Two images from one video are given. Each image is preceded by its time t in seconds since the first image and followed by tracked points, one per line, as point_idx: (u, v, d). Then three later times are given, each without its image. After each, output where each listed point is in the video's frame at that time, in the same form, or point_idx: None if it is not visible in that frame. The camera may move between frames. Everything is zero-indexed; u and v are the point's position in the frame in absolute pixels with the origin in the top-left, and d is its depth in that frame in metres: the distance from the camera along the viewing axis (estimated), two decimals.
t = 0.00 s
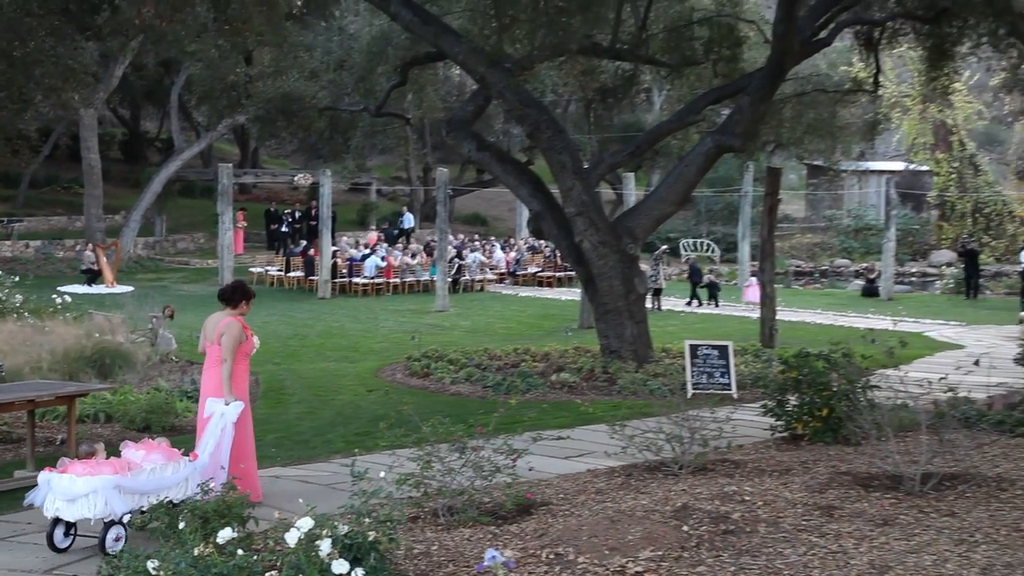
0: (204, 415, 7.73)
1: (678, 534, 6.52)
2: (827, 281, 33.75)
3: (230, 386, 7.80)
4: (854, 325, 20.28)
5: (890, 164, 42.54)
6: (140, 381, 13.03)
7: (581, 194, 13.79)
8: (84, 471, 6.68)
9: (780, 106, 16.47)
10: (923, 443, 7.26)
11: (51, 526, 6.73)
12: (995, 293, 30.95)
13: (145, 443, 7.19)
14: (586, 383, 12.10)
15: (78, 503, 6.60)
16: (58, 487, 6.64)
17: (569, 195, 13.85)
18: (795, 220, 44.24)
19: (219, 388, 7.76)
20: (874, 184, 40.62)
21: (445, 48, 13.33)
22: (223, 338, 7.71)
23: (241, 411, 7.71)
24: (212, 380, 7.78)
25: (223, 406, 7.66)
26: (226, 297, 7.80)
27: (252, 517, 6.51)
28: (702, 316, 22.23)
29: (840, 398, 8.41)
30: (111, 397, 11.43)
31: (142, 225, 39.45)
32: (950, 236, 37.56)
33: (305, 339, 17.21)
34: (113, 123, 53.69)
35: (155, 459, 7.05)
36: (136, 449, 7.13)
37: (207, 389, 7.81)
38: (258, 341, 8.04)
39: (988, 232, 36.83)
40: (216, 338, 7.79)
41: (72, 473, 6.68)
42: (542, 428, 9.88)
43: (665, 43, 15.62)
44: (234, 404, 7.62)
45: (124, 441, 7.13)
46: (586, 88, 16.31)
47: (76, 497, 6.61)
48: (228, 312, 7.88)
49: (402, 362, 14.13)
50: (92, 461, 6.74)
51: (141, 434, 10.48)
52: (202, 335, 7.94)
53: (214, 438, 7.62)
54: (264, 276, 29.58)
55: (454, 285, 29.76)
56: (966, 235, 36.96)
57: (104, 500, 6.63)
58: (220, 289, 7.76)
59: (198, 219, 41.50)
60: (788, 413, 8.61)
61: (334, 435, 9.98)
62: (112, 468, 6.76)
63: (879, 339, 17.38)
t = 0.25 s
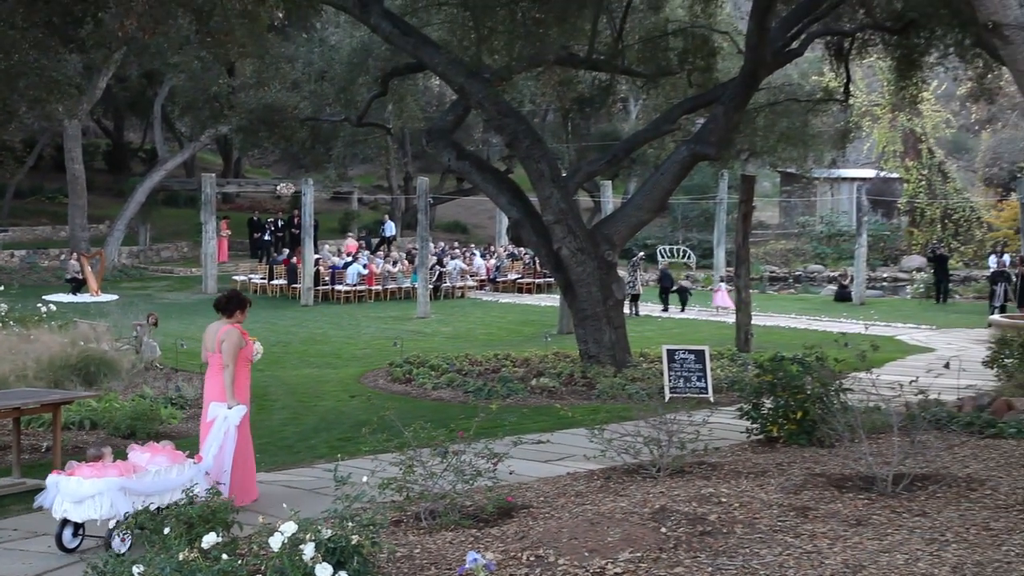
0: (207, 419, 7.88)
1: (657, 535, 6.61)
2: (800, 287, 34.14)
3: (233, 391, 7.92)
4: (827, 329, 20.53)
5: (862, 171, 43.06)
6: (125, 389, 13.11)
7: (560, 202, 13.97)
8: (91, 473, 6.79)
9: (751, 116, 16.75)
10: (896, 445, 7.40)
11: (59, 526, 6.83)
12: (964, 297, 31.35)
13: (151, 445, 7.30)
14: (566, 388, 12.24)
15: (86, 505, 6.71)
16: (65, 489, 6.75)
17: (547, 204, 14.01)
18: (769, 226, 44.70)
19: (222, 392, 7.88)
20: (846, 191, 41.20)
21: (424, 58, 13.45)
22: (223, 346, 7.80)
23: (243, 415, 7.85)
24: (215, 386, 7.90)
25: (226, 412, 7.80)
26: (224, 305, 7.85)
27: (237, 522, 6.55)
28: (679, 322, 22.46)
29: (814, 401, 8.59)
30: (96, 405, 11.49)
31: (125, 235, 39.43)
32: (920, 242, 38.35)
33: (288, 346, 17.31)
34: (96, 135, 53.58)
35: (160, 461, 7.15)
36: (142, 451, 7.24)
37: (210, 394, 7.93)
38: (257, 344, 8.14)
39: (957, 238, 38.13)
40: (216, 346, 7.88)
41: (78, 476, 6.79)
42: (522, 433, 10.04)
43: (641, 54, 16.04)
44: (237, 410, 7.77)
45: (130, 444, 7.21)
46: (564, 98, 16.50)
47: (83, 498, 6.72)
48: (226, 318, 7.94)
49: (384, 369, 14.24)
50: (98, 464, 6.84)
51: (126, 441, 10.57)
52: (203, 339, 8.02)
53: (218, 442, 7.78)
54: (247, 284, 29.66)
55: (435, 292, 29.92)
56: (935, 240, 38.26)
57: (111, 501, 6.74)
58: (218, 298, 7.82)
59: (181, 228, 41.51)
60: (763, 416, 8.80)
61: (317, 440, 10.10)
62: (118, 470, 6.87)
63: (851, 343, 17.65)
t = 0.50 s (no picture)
0: (218, 416, 8.15)
1: (650, 537, 6.68)
2: (792, 291, 34.32)
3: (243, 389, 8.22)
4: (818, 333, 20.61)
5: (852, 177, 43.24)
6: (123, 393, 13.19)
7: (553, 207, 14.06)
8: (108, 472, 6.94)
9: (743, 122, 16.88)
10: (886, 448, 7.49)
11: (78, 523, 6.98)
12: (953, 300, 31.50)
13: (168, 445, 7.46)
14: (560, 391, 12.33)
15: (103, 503, 6.87)
16: (83, 487, 6.91)
17: (541, 209, 14.12)
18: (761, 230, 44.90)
19: (232, 391, 8.17)
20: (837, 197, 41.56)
21: (419, 65, 13.54)
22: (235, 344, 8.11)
23: (252, 412, 8.12)
24: (225, 384, 8.20)
25: (235, 408, 8.07)
26: (237, 306, 8.20)
27: (234, 524, 6.60)
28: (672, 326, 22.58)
29: (805, 403, 8.69)
30: (95, 408, 11.57)
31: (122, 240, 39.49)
32: (909, 247, 38.47)
33: (285, 350, 17.40)
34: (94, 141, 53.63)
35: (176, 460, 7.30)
36: (159, 451, 7.39)
37: (220, 393, 8.22)
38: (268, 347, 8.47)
39: (946, 243, 38.41)
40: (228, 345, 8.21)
41: (96, 474, 6.95)
42: (516, 435, 10.14)
43: (633, 60, 16.14)
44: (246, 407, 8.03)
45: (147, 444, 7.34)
46: (557, 104, 16.61)
47: (100, 497, 6.88)
48: (238, 319, 8.29)
49: (380, 372, 14.33)
50: (115, 463, 7.00)
51: (124, 444, 10.65)
52: (216, 341, 8.35)
53: (227, 438, 8.04)
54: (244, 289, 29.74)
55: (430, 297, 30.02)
56: (925, 245, 38.45)
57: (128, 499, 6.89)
58: (230, 298, 8.17)
59: (177, 233, 41.58)
60: (755, 418, 8.90)
61: (314, 443, 10.19)
62: (135, 469, 7.02)
63: (842, 347, 17.78)
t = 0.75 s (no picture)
0: (230, 419, 8.33)
1: (644, 541, 6.68)
2: (787, 296, 34.41)
3: (257, 393, 8.40)
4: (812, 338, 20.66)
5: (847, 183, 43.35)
6: (118, 397, 13.18)
7: (548, 212, 14.08)
8: (126, 471, 7.14)
9: (738, 127, 16.93)
10: (880, 452, 7.50)
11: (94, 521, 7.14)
12: (946, 306, 31.58)
13: (181, 448, 7.69)
14: (555, 396, 12.34)
15: (120, 501, 7.04)
16: (101, 486, 7.09)
17: (536, 214, 14.15)
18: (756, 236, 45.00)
19: (246, 394, 8.36)
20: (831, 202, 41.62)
21: (415, 70, 13.55)
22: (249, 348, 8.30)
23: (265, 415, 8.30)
24: (239, 388, 8.38)
25: (248, 412, 8.26)
26: (251, 311, 8.39)
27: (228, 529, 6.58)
28: (667, 331, 22.61)
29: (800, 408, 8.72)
30: (90, 412, 11.56)
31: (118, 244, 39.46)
32: (903, 252, 38.60)
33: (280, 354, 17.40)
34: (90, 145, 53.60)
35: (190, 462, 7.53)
36: (172, 453, 7.62)
37: (234, 396, 8.41)
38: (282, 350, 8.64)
39: (940, 248, 38.53)
40: (242, 350, 8.40)
41: (114, 474, 7.14)
42: (511, 439, 10.15)
43: (629, 66, 16.20)
44: (258, 410, 8.22)
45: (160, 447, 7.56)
46: (553, 109, 16.64)
47: (118, 495, 7.06)
48: (252, 324, 8.47)
49: (375, 377, 14.33)
50: (133, 462, 7.21)
51: (119, 448, 10.64)
52: (231, 346, 8.54)
53: (241, 440, 8.23)
54: (240, 293, 29.73)
55: (426, 301, 30.03)
56: (919, 251, 38.59)
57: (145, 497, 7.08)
58: (244, 303, 8.36)
59: (173, 237, 41.57)
60: (749, 423, 8.92)
61: (309, 447, 10.19)
62: (152, 468, 7.23)
63: (836, 353, 17.82)
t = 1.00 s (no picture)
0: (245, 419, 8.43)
1: (638, 543, 6.69)
2: (781, 299, 34.51)
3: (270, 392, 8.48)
4: (806, 341, 20.72)
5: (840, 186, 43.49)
6: (114, 400, 13.19)
7: (543, 215, 14.11)
8: (137, 469, 7.15)
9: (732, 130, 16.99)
10: (873, 455, 7.54)
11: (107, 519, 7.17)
12: (939, 309, 31.65)
13: (193, 445, 7.70)
14: (550, 398, 12.36)
15: (132, 500, 7.06)
16: (113, 484, 7.10)
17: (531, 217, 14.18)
18: (750, 239, 45.11)
19: (260, 394, 8.44)
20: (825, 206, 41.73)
21: (410, 74, 13.58)
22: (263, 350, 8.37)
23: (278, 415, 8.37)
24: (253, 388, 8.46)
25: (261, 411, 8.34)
26: (266, 312, 8.45)
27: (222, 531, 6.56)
28: (661, 333, 22.67)
29: (793, 411, 8.75)
30: (85, 415, 11.57)
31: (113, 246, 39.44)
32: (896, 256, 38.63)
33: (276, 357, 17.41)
34: (86, 149, 53.61)
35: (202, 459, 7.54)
36: (184, 450, 7.62)
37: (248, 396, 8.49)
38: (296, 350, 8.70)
39: (933, 251, 38.66)
40: (257, 350, 8.47)
41: (126, 472, 7.16)
42: (506, 442, 10.18)
43: (623, 70, 16.25)
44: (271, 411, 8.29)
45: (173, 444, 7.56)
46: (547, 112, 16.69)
47: (130, 493, 7.07)
48: (267, 324, 8.54)
49: (370, 379, 14.34)
50: (145, 461, 7.22)
51: (114, 450, 10.65)
52: (246, 345, 8.61)
53: (254, 439, 8.32)
54: (235, 295, 29.72)
55: (421, 304, 30.05)
56: (913, 254, 38.69)
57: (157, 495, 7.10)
58: (258, 304, 8.43)
59: (169, 240, 41.56)
60: (743, 426, 8.96)
61: (304, 450, 10.21)
62: (163, 467, 7.24)
63: (830, 355, 17.89)
